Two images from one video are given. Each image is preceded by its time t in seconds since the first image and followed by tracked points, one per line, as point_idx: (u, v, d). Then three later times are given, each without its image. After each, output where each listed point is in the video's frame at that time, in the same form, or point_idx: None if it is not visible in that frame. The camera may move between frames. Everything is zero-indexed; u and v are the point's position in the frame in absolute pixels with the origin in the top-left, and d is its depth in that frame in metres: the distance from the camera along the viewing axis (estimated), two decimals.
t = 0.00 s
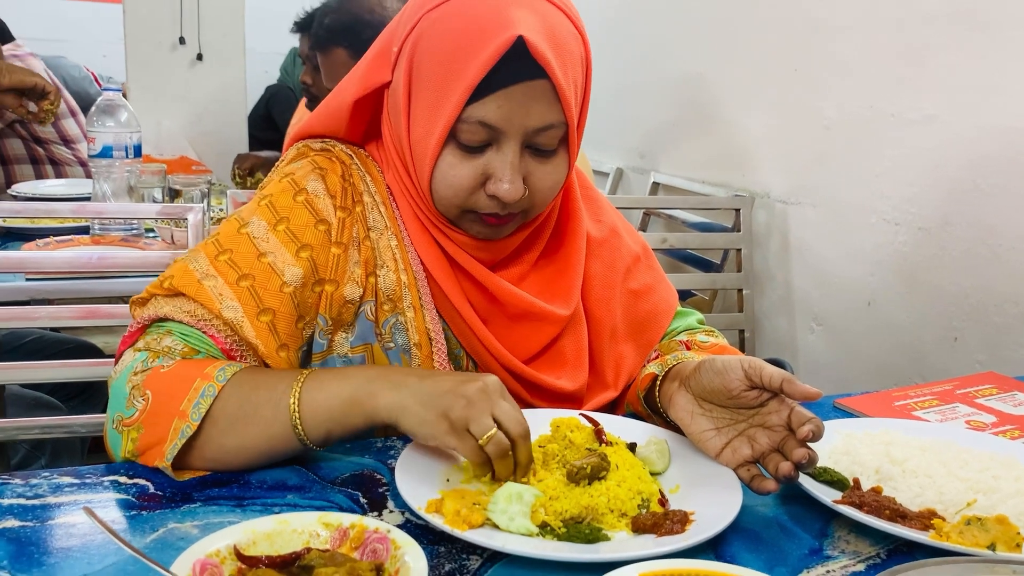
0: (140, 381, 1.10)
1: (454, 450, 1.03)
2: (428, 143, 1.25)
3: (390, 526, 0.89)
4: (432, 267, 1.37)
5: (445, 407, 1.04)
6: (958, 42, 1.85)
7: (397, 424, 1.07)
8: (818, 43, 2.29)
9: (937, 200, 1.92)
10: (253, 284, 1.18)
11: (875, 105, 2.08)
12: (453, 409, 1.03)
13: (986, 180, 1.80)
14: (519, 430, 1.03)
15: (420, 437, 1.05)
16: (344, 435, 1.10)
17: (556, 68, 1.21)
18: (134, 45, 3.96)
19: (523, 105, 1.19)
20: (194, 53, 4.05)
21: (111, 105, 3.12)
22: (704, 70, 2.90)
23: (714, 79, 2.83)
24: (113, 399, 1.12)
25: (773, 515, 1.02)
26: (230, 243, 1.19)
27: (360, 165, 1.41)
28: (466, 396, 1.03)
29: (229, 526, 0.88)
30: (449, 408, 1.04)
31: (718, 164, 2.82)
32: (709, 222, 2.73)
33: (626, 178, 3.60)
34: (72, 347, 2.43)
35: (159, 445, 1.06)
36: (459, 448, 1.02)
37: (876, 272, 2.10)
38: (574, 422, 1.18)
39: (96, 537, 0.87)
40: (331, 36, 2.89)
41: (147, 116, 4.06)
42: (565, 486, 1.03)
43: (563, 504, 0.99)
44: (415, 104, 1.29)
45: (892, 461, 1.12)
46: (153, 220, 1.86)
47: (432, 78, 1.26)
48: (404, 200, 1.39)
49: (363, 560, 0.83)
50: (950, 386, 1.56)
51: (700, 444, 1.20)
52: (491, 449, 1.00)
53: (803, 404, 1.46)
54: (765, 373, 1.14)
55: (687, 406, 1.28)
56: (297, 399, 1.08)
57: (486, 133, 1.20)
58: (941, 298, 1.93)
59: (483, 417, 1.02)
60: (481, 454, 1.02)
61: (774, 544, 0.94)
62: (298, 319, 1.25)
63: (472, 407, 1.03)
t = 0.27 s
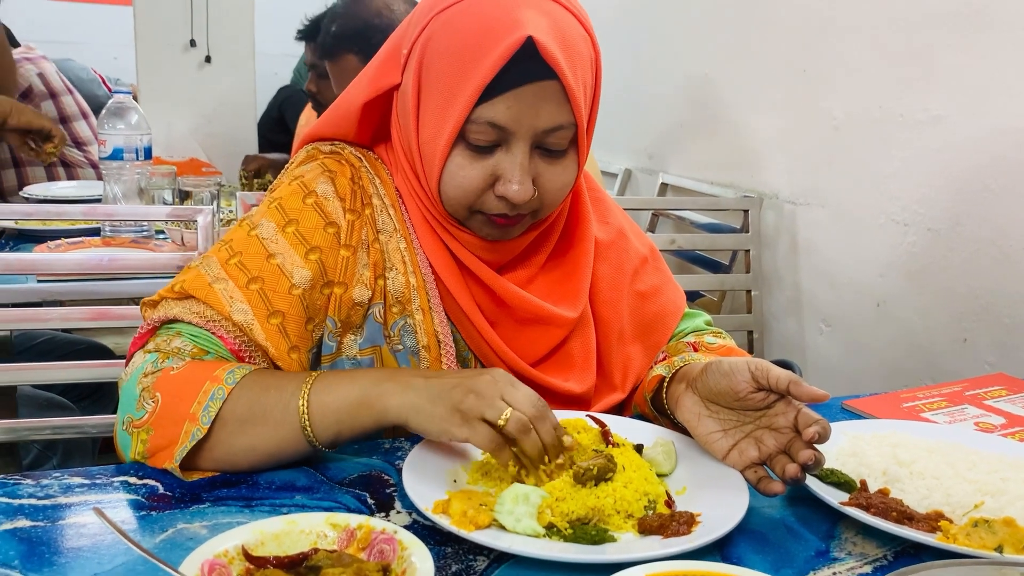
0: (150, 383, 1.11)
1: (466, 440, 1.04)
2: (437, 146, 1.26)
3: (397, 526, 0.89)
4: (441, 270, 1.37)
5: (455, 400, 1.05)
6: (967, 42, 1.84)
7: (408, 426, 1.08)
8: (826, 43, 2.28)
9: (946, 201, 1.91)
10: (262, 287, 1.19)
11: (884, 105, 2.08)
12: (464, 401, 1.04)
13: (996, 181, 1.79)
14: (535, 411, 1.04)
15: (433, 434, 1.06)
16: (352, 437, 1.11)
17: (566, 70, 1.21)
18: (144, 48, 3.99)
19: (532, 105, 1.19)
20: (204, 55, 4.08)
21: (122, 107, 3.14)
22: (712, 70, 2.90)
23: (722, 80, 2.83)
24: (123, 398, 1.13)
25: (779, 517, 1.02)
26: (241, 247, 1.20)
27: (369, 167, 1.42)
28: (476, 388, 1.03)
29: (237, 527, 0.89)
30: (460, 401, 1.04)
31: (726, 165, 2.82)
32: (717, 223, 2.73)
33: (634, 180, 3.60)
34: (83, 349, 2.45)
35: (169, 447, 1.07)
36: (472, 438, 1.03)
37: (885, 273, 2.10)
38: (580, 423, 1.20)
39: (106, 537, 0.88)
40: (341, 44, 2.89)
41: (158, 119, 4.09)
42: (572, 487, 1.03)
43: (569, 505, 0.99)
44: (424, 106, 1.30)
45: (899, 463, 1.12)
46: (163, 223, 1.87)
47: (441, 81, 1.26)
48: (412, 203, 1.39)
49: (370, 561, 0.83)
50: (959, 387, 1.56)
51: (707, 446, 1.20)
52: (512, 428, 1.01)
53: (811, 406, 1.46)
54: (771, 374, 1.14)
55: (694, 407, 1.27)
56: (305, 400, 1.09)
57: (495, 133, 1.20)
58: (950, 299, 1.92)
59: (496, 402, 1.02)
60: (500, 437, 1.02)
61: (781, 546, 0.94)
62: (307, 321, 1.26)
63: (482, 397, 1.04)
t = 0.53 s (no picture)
0: (160, 382, 1.11)
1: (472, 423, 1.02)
2: (447, 144, 1.26)
3: (403, 525, 0.90)
4: (447, 270, 1.37)
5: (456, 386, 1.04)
6: (975, 40, 1.83)
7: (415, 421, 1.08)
8: (833, 42, 2.27)
9: (955, 199, 1.90)
10: (269, 285, 1.19)
11: (891, 103, 2.07)
12: (464, 383, 1.03)
13: (1005, 179, 1.78)
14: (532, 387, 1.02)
15: (443, 420, 1.05)
16: (358, 435, 1.11)
17: (576, 69, 1.21)
18: (152, 49, 4.01)
19: (542, 103, 1.19)
20: (212, 56, 4.09)
21: (130, 108, 3.16)
22: (720, 69, 2.89)
23: (730, 78, 2.82)
24: (133, 397, 1.14)
25: (786, 516, 1.02)
26: (249, 245, 1.20)
27: (375, 167, 1.42)
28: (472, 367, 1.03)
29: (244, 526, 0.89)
30: (459, 384, 1.03)
31: (733, 164, 2.81)
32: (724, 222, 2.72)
33: (641, 178, 3.59)
34: (91, 349, 2.46)
35: (175, 445, 1.07)
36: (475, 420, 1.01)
37: (893, 272, 2.09)
38: (587, 422, 1.19)
39: (114, 536, 0.88)
40: (350, 47, 2.95)
41: (166, 120, 4.11)
42: (578, 486, 1.03)
43: (575, 505, 0.99)
44: (432, 105, 1.30)
45: (907, 462, 1.12)
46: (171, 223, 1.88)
47: (451, 79, 1.26)
48: (419, 203, 1.40)
49: (376, 559, 0.83)
50: (967, 386, 1.55)
51: (714, 445, 1.20)
52: (512, 408, 1.00)
53: (818, 405, 1.45)
54: (778, 373, 1.13)
55: (701, 407, 1.27)
56: (310, 399, 1.09)
57: (505, 130, 1.20)
58: (958, 297, 1.91)
59: (493, 380, 1.01)
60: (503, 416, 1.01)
61: (788, 545, 0.94)
62: (314, 320, 1.27)
63: (480, 376, 1.02)
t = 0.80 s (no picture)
0: (163, 381, 1.11)
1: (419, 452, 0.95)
2: (455, 138, 1.26)
3: (411, 523, 0.90)
4: (452, 267, 1.38)
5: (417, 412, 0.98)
6: (983, 37, 1.82)
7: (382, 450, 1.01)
8: (840, 39, 2.27)
9: (962, 197, 1.89)
10: (276, 281, 1.19)
11: (898, 101, 2.06)
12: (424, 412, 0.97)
13: (1012, 176, 1.77)
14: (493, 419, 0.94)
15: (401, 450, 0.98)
16: (336, 456, 1.05)
17: (586, 63, 1.21)
18: (160, 48, 4.02)
19: (552, 97, 1.19)
20: (220, 55, 4.11)
21: (137, 107, 3.17)
22: (726, 66, 2.88)
23: (736, 76, 2.82)
24: (142, 396, 1.15)
25: (793, 514, 1.02)
26: (255, 241, 1.21)
27: (382, 165, 1.42)
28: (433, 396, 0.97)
29: (253, 523, 0.90)
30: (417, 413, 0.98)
31: (740, 162, 2.80)
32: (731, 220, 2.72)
33: (648, 176, 3.59)
34: (100, 347, 2.48)
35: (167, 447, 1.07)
36: (421, 447, 0.94)
37: (900, 269, 2.08)
38: (594, 421, 1.19)
39: (123, 534, 0.89)
40: (357, 51, 2.95)
41: (173, 119, 4.12)
42: (585, 484, 1.04)
43: (582, 503, 1.00)
44: (441, 101, 1.30)
45: (914, 460, 1.11)
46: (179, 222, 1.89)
47: (460, 75, 1.26)
48: (425, 200, 1.40)
49: (384, 557, 0.84)
50: (975, 384, 1.54)
51: (721, 444, 1.20)
52: (461, 434, 0.91)
53: (825, 403, 1.45)
54: (785, 371, 1.13)
55: (707, 405, 1.27)
56: (287, 417, 1.05)
57: (515, 124, 1.20)
58: (966, 295, 1.90)
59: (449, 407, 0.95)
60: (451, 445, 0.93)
61: (795, 544, 0.94)
62: (321, 315, 1.27)
63: (439, 405, 0.97)
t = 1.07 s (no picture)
0: (171, 378, 1.10)
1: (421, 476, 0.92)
2: (461, 132, 1.26)
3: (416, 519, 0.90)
4: (458, 262, 1.38)
5: (421, 433, 0.94)
6: (988, 32, 1.82)
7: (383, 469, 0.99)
8: (846, 34, 2.26)
9: (968, 193, 1.89)
10: (284, 276, 1.20)
11: (904, 96, 2.05)
12: (425, 435, 0.93)
13: (1018, 172, 1.76)
14: (497, 444, 0.91)
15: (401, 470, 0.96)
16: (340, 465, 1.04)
17: (592, 56, 1.21)
18: (165, 46, 4.03)
19: (558, 90, 1.19)
20: (225, 53, 4.11)
21: (142, 105, 3.18)
22: (732, 63, 2.88)
23: (741, 72, 2.81)
24: (150, 392, 1.14)
25: (799, 510, 1.01)
26: (263, 238, 1.21)
27: (389, 162, 1.42)
28: (436, 418, 0.93)
29: (258, 520, 0.90)
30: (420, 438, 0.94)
31: (746, 158, 2.80)
32: (736, 216, 2.71)
33: (653, 173, 3.58)
34: (106, 344, 2.49)
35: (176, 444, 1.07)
36: (425, 473, 0.91)
37: (905, 266, 2.07)
38: (599, 417, 1.18)
39: (128, 530, 0.89)
40: (364, 47, 2.94)
41: (179, 117, 4.13)
42: (590, 481, 1.03)
43: (587, 499, 1.00)
44: (447, 95, 1.30)
45: (920, 456, 1.11)
46: (184, 220, 1.89)
47: (466, 68, 1.26)
48: (431, 196, 1.40)
49: (389, 553, 0.84)
50: (981, 380, 1.54)
51: (726, 440, 1.20)
52: (466, 465, 0.88)
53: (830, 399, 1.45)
54: (792, 368, 1.13)
55: (713, 402, 1.27)
56: (292, 422, 1.03)
57: (520, 118, 1.20)
58: (972, 291, 1.89)
59: (453, 434, 0.91)
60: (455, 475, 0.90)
61: (800, 540, 0.94)
62: (329, 311, 1.27)
63: (441, 428, 0.93)
